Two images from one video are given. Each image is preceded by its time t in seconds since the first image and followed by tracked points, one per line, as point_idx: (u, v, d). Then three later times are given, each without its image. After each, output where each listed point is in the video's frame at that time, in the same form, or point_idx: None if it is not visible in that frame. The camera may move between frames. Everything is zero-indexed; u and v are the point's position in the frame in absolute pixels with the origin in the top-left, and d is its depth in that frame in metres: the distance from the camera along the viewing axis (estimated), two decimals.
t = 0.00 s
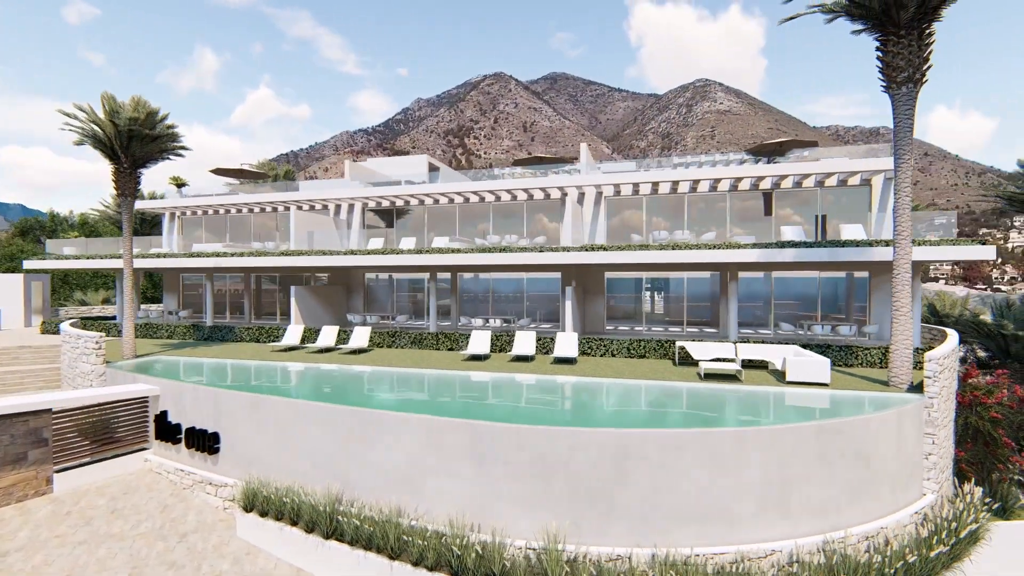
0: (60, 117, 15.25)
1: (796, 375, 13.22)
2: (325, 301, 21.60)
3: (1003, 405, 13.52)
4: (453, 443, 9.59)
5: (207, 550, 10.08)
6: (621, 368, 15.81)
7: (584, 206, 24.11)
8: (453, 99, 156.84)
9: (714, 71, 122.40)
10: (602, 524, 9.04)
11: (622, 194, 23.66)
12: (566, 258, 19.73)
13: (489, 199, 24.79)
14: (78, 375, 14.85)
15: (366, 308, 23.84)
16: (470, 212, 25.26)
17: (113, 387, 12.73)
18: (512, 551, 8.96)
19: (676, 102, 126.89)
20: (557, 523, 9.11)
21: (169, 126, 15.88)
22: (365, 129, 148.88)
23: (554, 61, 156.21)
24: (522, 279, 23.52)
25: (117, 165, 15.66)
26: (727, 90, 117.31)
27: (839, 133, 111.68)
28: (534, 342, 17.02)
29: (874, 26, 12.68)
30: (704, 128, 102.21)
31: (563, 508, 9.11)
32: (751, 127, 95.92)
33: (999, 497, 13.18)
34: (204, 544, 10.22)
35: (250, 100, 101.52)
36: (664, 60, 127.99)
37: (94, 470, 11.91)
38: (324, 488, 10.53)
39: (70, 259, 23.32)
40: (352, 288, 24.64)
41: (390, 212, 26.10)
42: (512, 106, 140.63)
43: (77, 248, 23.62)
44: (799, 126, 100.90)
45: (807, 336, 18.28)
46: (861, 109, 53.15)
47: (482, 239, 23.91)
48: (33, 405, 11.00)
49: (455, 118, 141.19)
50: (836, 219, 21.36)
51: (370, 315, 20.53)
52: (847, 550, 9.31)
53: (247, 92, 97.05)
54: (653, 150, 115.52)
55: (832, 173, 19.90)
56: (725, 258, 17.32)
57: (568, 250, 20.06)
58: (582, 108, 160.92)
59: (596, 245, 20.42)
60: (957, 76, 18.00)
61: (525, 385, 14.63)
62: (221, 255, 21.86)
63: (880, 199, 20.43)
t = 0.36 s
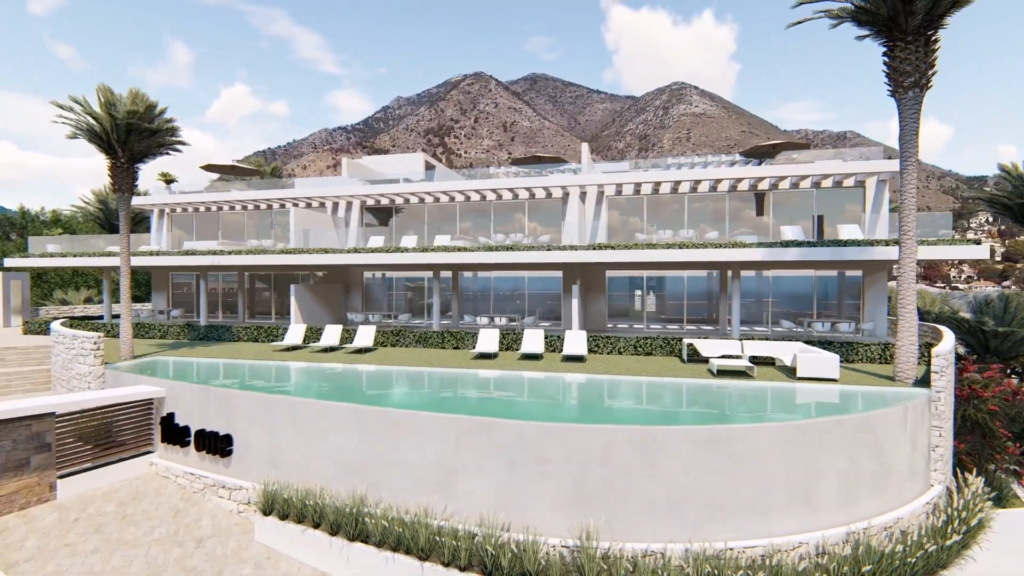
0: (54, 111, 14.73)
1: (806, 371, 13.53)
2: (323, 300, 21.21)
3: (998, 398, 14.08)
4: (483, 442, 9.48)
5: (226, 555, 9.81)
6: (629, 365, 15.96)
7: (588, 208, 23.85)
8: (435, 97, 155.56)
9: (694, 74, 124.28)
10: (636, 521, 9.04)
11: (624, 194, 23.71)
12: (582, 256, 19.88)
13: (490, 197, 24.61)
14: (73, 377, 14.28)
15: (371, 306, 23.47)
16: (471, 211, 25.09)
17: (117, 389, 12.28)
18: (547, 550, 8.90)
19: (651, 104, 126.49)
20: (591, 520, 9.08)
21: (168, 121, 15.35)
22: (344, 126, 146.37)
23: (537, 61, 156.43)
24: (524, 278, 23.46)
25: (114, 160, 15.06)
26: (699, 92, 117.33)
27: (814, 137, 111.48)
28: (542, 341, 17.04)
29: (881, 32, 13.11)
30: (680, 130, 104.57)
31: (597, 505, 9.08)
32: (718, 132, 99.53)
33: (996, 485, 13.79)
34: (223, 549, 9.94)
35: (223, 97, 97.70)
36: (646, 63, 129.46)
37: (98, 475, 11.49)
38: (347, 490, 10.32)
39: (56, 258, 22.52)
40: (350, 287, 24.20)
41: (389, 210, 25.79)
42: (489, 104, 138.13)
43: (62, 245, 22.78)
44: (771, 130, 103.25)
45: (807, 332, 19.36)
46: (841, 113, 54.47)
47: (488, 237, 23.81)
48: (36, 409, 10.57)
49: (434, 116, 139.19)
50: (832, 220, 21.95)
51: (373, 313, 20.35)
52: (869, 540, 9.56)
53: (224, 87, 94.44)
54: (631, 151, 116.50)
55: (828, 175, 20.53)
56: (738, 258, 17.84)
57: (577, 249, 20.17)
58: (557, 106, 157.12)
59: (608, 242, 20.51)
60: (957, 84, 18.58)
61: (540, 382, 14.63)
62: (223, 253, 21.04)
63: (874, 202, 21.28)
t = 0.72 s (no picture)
0: (52, 105, 14.33)
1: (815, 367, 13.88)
2: (323, 300, 20.87)
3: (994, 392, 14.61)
4: (511, 440, 9.41)
5: (247, 559, 9.55)
6: (637, 362, 16.12)
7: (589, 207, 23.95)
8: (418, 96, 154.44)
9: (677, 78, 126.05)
10: (668, 516, 9.12)
11: (626, 194, 23.89)
12: (592, 256, 20.06)
13: (493, 195, 24.45)
14: (71, 379, 13.77)
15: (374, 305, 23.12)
16: (472, 210, 24.94)
17: (122, 391, 11.91)
18: (581, 547, 8.89)
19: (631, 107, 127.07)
20: (623, 517, 9.11)
21: (170, 115, 14.89)
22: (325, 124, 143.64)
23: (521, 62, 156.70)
24: (527, 277, 23.39)
25: (112, 154, 14.56)
26: (679, 95, 118.68)
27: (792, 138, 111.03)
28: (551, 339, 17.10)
29: (886, 40, 13.68)
30: (658, 133, 106.83)
31: (628, 501, 9.11)
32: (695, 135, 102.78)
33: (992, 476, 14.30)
34: (243, 552, 9.69)
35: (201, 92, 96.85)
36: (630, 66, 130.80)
37: (105, 479, 11.11)
38: (370, 491, 10.16)
39: (42, 256, 21.71)
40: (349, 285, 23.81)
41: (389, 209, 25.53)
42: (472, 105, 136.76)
43: (47, 243, 21.96)
44: (745, 134, 105.99)
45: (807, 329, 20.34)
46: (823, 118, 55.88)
47: (492, 237, 23.77)
48: (42, 412, 10.20)
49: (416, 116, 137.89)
50: (829, 220, 22.52)
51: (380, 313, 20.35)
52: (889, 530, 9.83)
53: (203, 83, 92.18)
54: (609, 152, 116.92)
55: (824, 176, 21.11)
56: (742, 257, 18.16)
57: (585, 248, 20.22)
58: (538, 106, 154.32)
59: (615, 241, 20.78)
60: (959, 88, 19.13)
61: (554, 380, 14.67)
62: (221, 251, 20.46)
63: (868, 202, 21.95)
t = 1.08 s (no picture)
0: (53, 99, 13.97)
1: (824, 363, 14.32)
2: (325, 299, 20.59)
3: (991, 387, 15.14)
4: (540, 439, 9.41)
5: (271, 562, 9.38)
6: (645, 361, 16.35)
7: (591, 207, 24.07)
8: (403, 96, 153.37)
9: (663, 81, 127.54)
10: (697, 511, 9.21)
11: (628, 195, 24.17)
12: (601, 255, 20.21)
13: (498, 195, 24.32)
14: (73, 380, 13.39)
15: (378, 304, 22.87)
16: (475, 209, 24.77)
17: (132, 392, 11.61)
18: (613, 543, 8.91)
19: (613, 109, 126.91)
20: (653, 512, 9.18)
21: (173, 111, 14.50)
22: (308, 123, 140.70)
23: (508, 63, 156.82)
24: (530, 276, 23.40)
25: (116, 151, 14.26)
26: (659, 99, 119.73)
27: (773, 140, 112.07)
28: (560, 336, 17.21)
29: (890, 47, 14.27)
30: (641, 136, 107.79)
31: (657, 497, 9.18)
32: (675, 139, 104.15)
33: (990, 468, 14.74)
34: (266, 555, 9.52)
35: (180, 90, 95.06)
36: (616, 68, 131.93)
37: (117, 483, 10.84)
38: (395, 491, 10.06)
39: (32, 255, 21.08)
40: (350, 284, 23.55)
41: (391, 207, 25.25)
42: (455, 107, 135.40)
43: (37, 242, 21.36)
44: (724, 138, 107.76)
45: (807, 327, 21.20)
46: (808, 122, 57.06)
47: (497, 237, 23.70)
48: (53, 416, 9.92)
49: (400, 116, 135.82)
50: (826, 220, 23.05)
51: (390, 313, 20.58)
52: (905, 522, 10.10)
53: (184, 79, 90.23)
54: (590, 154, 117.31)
55: (822, 178, 21.65)
56: (749, 257, 18.99)
57: (596, 248, 20.34)
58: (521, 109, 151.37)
59: (623, 239, 21.08)
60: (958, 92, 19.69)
61: (567, 378, 14.72)
62: (222, 250, 20.00)
63: (862, 203, 22.70)
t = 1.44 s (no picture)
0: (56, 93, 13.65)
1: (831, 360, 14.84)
2: (329, 299, 20.38)
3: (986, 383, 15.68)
4: (568, 437, 9.45)
5: (295, 564, 9.23)
6: (654, 360, 16.51)
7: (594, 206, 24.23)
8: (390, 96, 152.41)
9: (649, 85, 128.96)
10: (723, 505, 9.35)
11: (630, 196, 24.46)
12: (608, 255, 20.36)
13: (501, 195, 24.38)
14: (77, 382, 13.04)
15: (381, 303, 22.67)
16: (478, 209, 24.81)
17: (144, 393, 11.34)
18: (643, 539, 8.98)
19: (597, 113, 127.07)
20: (680, 507, 9.28)
21: (179, 108, 14.21)
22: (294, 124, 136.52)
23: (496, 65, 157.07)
24: (532, 276, 23.43)
25: (120, 148, 13.94)
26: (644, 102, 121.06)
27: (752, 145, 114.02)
28: (569, 335, 17.36)
29: (894, 54, 14.97)
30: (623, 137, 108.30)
31: (684, 493, 9.28)
32: (656, 140, 105.66)
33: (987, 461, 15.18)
34: (289, 556, 9.39)
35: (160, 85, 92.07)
36: (604, 71, 133.04)
37: (129, 487, 10.59)
38: (420, 491, 10.02)
39: (24, 254, 20.47)
40: (352, 284, 23.43)
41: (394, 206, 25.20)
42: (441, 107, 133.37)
43: (29, 241, 20.81)
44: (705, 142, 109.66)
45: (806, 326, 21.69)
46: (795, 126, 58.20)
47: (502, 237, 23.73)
48: (67, 418, 9.69)
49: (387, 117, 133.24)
50: (823, 222, 23.60)
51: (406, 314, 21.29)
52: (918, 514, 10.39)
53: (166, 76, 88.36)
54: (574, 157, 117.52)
55: (819, 180, 22.18)
56: (751, 256, 19.44)
57: (604, 247, 20.51)
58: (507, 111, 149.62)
59: (630, 239, 21.24)
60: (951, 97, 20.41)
61: (578, 377, 14.84)
62: (227, 248, 19.62)
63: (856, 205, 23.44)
